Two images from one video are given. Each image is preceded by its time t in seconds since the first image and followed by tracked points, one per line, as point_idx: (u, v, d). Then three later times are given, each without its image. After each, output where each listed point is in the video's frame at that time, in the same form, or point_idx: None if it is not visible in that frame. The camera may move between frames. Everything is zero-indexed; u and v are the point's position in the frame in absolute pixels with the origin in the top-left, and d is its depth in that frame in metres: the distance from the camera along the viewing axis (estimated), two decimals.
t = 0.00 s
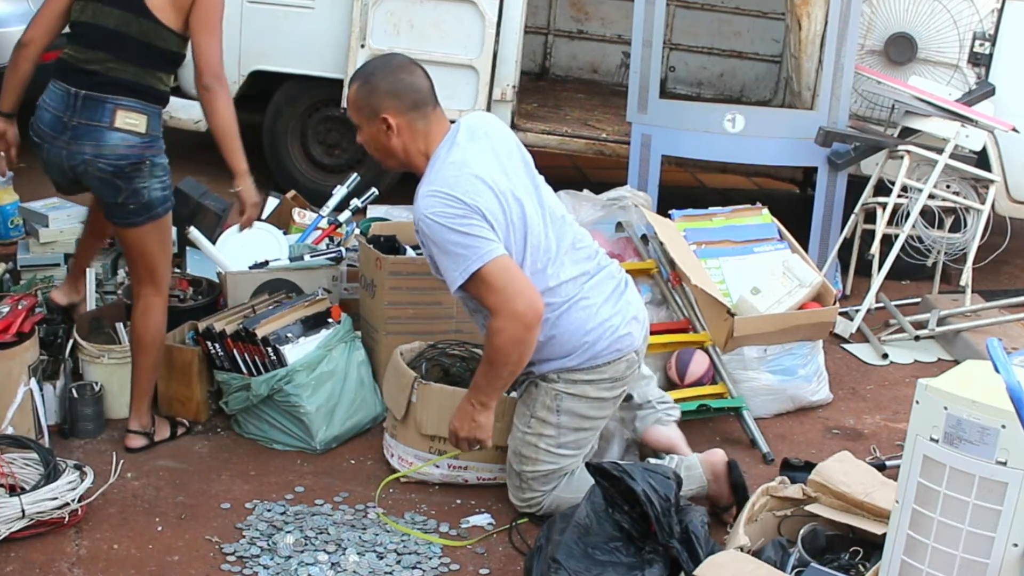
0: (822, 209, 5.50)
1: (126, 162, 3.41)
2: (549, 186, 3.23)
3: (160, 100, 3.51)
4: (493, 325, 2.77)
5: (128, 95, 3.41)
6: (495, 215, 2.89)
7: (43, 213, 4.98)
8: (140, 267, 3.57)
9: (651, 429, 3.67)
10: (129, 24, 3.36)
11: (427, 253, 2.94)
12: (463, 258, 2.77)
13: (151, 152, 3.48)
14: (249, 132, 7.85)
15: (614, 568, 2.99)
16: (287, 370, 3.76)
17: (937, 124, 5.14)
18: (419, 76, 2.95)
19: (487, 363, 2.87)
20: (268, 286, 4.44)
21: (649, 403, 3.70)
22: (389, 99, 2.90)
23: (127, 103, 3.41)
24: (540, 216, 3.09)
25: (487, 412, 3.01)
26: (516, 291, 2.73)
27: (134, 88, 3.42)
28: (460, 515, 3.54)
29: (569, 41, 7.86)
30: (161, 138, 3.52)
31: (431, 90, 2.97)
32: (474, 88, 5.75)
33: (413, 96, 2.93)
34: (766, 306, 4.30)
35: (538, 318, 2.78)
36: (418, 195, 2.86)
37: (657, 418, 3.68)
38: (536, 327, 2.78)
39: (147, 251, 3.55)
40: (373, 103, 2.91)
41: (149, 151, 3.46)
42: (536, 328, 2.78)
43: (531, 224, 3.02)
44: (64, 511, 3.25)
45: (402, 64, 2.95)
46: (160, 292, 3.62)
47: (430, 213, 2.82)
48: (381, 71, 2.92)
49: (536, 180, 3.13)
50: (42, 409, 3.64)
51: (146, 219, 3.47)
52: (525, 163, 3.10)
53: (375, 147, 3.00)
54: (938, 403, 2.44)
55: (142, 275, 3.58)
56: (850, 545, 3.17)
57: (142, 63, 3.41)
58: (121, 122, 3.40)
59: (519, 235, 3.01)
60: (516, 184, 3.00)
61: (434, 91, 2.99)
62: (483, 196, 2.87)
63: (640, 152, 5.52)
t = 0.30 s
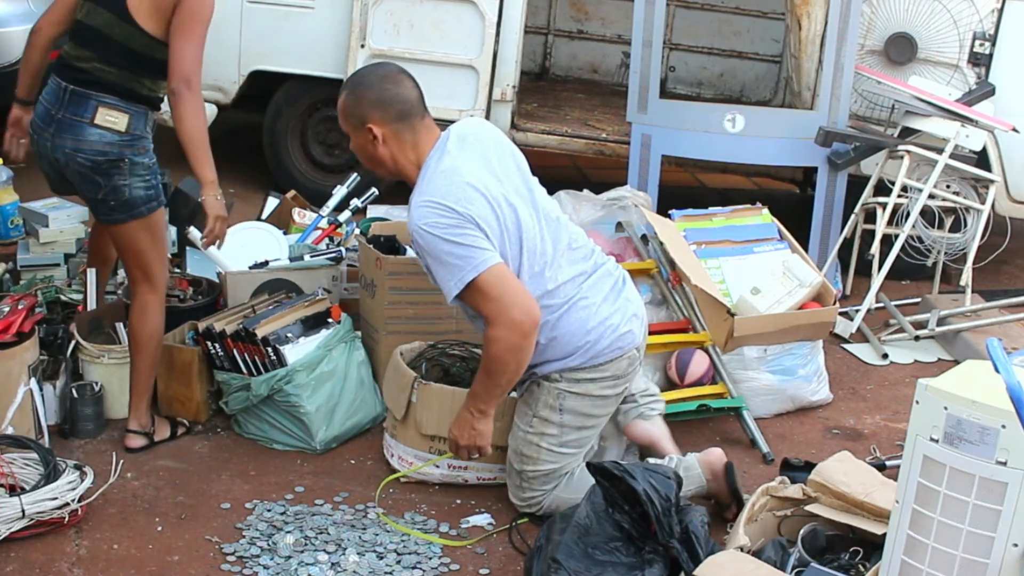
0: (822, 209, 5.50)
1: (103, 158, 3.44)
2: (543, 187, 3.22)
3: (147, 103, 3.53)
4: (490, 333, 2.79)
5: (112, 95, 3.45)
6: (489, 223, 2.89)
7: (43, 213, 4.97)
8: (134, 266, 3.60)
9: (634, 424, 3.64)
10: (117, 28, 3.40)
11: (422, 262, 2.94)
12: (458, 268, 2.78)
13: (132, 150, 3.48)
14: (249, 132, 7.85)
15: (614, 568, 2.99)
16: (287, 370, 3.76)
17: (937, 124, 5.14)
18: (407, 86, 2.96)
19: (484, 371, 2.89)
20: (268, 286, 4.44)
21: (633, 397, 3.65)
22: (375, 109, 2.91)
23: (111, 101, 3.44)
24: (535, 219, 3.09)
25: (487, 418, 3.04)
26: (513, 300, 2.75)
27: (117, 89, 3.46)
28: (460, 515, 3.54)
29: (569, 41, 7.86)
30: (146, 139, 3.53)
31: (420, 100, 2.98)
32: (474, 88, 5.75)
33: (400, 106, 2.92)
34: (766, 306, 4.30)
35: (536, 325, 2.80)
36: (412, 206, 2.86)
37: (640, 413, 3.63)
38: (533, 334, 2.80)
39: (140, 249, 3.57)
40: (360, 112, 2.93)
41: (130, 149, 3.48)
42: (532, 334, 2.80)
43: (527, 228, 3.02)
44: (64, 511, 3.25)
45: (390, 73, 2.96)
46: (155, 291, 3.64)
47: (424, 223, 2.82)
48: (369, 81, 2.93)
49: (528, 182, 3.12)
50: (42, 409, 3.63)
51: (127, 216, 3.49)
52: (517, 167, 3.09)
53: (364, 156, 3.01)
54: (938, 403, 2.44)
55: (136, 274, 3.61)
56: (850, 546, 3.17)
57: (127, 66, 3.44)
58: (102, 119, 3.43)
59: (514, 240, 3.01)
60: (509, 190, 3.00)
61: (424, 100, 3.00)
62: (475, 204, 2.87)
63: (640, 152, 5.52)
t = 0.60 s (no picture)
0: (822, 209, 5.50)
1: (87, 154, 3.48)
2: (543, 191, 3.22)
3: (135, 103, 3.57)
4: (503, 351, 2.84)
5: (99, 93, 3.48)
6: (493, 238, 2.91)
7: (43, 213, 4.96)
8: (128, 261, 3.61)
9: (662, 417, 3.67)
10: (105, 31, 3.40)
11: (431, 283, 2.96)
12: (466, 289, 2.80)
13: (116, 147, 3.53)
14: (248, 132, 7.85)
15: (614, 568, 2.99)
16: (287, 370, 3.76)
17: (937, 124, 5.13)
18: (400, 110, 2.93)
19: (500, 390, 2.95)
20: (268, 286, 4.44)
21: (657, 392, 3.69)
22: (367, 134, 2.90)
23: (97, 99, 3.47)
24: (540, 228, 3.09)
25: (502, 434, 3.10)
26: (522, 317, 2.80)
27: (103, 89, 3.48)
28: (460, 515, 3.54)
29: (569, 40, 7.86)
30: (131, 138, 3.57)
31: (414, 125, 2.95)
32: (474, 88, 5.74)
33: (392, 131, 2.90)
34: (766, 306, 4.30)
35: (547, 339, 2.85)
36: (416, 230, 2.87)
37: (666, 407, 3.67)
38: (545, 347, 2.85)
39: (132, 243, 3.58)
40: (353, 138, 2.91)
41: (114, 146, 3.52)
42: (544, 348, 2.85)
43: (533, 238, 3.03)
44: (64, 511, 3.25)
45: (383, 98, 2.93)
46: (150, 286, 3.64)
47: (429, 247, 2.83)
48: (358, 106, 2.91)
49: (528, 191, 3.12)
50: (42, 409, 3.63)
51: (114, 212, 3.51)
52: (516, 178, 3.09)
53: (358, 178, 3.01)
54: (938, 403, 2.44)
55: (131, 270, 3.62)
56: (850, 546, 3.17)
57: (112, 68, 3.46)
58: (87, 116, 3.47)
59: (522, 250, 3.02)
60: (509, 203, 3.00)
61: (417, 122, 2.97)
62: (479, 223, 2.88)
63: (640, 152, 5.52)
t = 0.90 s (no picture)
0: (822, 210, 5.50)
1: (65, 145, 3.48)
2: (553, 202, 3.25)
3: (117, 99, 3.58)
4: (522, 365, 2.90)
5: (80, 86, 3.50)
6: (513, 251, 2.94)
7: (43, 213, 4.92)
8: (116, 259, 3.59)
9: (680, 424, 3.75)
10: (95, 24, 3.46)
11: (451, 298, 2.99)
12: (488, 303, 2.84)
13: (94, 139, 3.52)
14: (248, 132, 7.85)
15: (614, 568, 2.99)
16: (287, 370, 3.75)
17: (937, 124, 5.13)
18: (412, 127, 2.93)
19: (519, 402, 3.02)
20: (268, 286, 4.44)
21: (667, 402, 3.75)
22: (380, 152, 2.89)
23: (77, 91, 3.49)
24: (560, 236, 3.13)
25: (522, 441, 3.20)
26: (541, 334, 2.86)
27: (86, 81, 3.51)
28: (460, 515, 3.53)
29: (569, 41, 7.86)
30: (110, 132, 3.57)
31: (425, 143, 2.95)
32: (474, 88, 5.74)
33: (404, 148, 2.90)
34: (766, 306, 4.30)
35: (564, 353, 2.92)
36: (437, 245, 2.88)
37: (681, 413, 3.74)
38: (561, 361, 2.92)
39: (117, 240, 3.56)
40: (365, 156, 2.90)
41: (92, 139, 3.51)
42: (562, 362, 2.93)
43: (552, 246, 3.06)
44: (64, 511, 3.25)
45: (395, 115, 2.92)
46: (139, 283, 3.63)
47: (452, 262, 2.85)
48: (369, 123, 2.90)
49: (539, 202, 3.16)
50: (42, 409, 3.64)
51: (91, 206, 3.50)
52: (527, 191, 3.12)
53: (368, 195, 2.99)
54: (938, 403, 2.44)
55: (116, 267, 3.60)
56: (850, 546, 3.17)
57: (99, 62, 3.50)
58: (67, 107, 3.48)
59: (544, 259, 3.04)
60: (526, 214, 3.03)
61: (428, 139, 2.97)
62: (500, 236, 2.90)
63: (640, 152, 5.52)
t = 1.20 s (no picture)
0: (822, 210, 5.50)
1: (59, 131, 3.46)
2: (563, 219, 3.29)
3: (109, 95, 3.63)
4: (520, 366, 2.67)
5: (76, 79, 3.54)
6: (534, 252, 2.94)
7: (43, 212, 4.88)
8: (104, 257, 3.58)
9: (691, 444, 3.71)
10: (98, 24, 3.66)
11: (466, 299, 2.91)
12: (500, 301, 2.74)
13: (89, 130, 3.52)
14: (248, 132, 7.85)
15: (614, 568, 2.99)
16: (287, 369, 3.75)
17: (937, 124, 5.14)
18: (432, 140, 2.90)
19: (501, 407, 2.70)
20: (268, 286, 4.44)
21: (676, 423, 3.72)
22: (399, 162, 2.85)
23: (72, 84, 3.52)
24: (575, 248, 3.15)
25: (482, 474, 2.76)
26: (550, 340, 2.67)
27: (82, 73, 3.56)
28: (460, 515, 3.53)
29: (569, 40, 7.86)
30: (101, 127, 3.57)
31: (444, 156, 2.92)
32: (474, 89, 5.74)
33: (423, 160, 2.87)
34: (766, 305, 4.30)
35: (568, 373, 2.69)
36: (457, 243, 2.85)
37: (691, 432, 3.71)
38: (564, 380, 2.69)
39: (105, 237, 3.55)
40: (383, 165, 2.86)
41: (88, 129, 3.51)
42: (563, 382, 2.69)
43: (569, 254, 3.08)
44: (64, 511, 3.25)
45: (415, 127, 2.90)
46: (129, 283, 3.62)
47: (471, 256, 2.81)
48: (391, 133, 2.87)
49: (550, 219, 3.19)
50: (42, 409, 3.64)
51: (80, 197, 3.49)
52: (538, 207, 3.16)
53: (383, 207, 2.95)
54: (938, 403, 2.44)
55: (104, 266, 3.59)
56: (850, 546, 3.17)
57: (100, 56, 3.62)
58: (62, 98, 3.49)
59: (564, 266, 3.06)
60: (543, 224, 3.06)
61: (447, 154, 2.94)
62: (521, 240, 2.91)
63: (640, 152, 5.52)
